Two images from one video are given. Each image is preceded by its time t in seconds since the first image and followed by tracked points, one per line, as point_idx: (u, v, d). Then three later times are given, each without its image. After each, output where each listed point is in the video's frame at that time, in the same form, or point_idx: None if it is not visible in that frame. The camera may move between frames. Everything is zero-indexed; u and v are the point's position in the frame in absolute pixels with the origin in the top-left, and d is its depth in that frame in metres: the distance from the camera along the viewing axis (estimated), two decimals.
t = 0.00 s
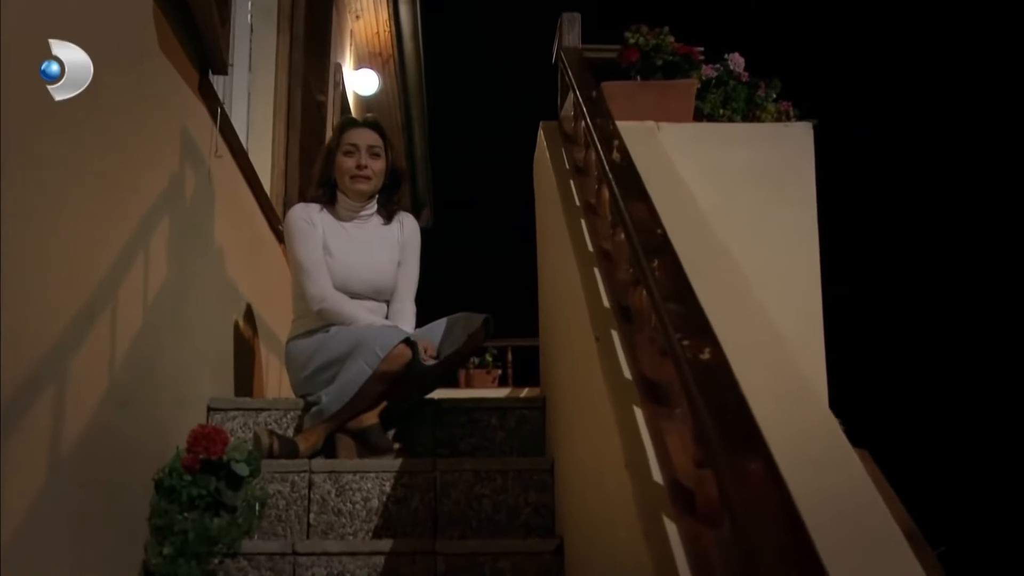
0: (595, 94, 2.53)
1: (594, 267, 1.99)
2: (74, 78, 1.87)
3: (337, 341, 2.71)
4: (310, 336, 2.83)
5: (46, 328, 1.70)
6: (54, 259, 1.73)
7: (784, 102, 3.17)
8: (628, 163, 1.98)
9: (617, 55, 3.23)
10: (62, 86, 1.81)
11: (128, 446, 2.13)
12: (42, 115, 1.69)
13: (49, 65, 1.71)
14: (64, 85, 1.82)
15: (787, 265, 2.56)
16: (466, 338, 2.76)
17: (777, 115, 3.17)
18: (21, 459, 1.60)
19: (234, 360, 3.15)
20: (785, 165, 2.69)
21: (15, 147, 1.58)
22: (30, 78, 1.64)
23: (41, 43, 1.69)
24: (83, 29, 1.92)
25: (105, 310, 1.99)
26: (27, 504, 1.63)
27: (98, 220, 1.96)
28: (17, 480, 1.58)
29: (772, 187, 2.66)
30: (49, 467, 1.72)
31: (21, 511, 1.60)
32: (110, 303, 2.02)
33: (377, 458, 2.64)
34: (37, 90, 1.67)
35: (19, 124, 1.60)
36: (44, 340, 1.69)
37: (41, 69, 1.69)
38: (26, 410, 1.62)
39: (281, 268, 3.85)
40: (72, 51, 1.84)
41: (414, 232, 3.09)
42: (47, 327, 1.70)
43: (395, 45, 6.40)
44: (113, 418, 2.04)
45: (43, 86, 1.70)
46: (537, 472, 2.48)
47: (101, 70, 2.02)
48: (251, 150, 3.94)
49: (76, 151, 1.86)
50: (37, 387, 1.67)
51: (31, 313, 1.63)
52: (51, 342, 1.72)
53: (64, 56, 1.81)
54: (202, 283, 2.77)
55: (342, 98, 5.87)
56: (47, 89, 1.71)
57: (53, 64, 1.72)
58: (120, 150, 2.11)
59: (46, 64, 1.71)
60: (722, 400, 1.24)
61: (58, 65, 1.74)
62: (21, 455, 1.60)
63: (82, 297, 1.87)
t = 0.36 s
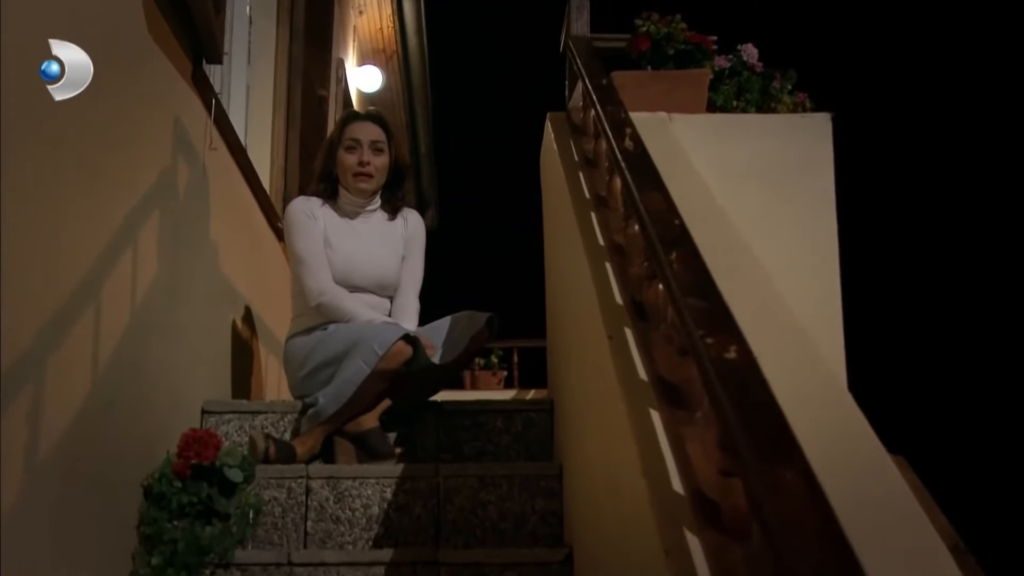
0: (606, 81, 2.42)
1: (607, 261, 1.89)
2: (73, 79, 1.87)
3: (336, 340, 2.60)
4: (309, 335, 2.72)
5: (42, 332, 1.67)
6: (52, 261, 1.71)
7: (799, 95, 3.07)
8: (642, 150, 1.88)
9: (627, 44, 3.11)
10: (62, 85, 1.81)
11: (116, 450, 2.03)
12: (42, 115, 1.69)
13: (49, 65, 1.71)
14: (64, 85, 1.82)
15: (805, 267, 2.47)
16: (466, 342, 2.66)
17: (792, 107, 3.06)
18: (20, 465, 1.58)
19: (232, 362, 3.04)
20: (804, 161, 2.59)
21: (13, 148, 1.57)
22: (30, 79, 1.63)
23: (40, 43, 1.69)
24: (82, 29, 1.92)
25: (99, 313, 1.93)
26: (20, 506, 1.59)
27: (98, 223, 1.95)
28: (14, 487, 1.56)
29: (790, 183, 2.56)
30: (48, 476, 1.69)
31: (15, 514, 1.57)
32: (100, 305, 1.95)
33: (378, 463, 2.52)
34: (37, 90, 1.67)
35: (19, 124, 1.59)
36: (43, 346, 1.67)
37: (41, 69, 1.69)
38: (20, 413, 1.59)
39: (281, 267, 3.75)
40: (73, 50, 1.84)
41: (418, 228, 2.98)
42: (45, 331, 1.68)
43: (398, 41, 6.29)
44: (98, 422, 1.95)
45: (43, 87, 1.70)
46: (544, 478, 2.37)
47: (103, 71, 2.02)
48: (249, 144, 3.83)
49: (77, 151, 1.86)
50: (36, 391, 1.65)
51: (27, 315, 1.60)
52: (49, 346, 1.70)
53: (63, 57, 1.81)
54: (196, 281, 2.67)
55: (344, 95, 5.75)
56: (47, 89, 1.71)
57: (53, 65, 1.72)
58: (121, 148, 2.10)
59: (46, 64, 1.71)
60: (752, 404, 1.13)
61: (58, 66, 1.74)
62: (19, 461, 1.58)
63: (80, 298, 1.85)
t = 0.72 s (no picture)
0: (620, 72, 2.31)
1: (627, 260, 1.78)
2: (73, 79, 1.80)
3: (338, 344, 2.49)
4: (310, 338, 2.61)
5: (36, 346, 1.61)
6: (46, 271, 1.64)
7: (819, 88, 2.95)
8: (660, 142, 1.77)
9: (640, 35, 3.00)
10: (62, 86, 1.74)
11: (103, 462, 1.93)
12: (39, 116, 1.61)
13: (49, 65, 1.64)
14: (63, 85, 1.75)
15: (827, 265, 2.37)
16: (474, 339, 2.55)
17: (811, 101, 2.95)
18: (11, 484, 1.51)
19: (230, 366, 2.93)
20: (827, 156, 2.48)
21: (13, 158, 1.50)
22: (29, 80, 1.57)
23: (41, 41, 1.62)
24: (85, 28, 1.85)
25: (91, 319, 1.85)
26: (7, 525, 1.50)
27: (98, 229, 1.88)
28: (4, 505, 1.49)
29: (811, 180, 2.46)
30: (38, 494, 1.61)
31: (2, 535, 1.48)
32: (93, 313, 1.87)
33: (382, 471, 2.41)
34: (37, 90, 1.60)
35: (18, 129, 1.52)
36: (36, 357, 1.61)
37: (41, 69, 1.62)
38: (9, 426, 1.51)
39: (282, 268, 3.64)
40: (72, 49, 1.76)
41: (424, 226, 2.87)
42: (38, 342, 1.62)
43: (404, 39, 6.18)
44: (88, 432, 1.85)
45: (43, 87, 1.63)
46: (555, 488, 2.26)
47: (103, 72, 1.95)
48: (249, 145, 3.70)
49: (76, 153, 1.78)
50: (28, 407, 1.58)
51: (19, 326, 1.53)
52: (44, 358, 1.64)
53: (63, 57, 1.74)
54: (192, 282, 2.56)
55: (349, 93, 5.65)
56: (47, 90, 1.64)
57: (53, 64, 1.65)
58: (120, 150, 2.04)
59: (46, 64, 1.64)
60: (792, 416, 1.02)
61: (59, 66, 1.67)
62: (11, 480, 1.51)
63: (74, 308, 1.77)
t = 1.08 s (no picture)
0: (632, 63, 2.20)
1: (643, 262, 1.67)
2: (74, 79, 1.79)
3: (340, 348, 2.38)
4: (309, 342, 2.50)
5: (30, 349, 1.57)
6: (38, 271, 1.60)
7: (838, 82, 2.85)
8: (679, 134, 1.66)
9: (652, 27, 2.89)
10: (62, 86, 1.73)
11: (92, 472, 1.84)
12: (37, 115, 1.60)
13: (49, 65, 1.64)
14: (64, 85, 1.74)
15: (850, 266, 2.27)
16: (484, 349, 2.44)
17: (830, 96, 2.84)
18: (6, 492, 1.47)
19: (227, 371, 2.83)
20: (849, 151, 2.38)
21: (8, 159, 1.48)
22: (29, 80, 1.56)
23: (40, 40, 1.61)
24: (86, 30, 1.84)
25: (84, 327, 1.81)
26: None
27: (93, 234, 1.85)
28: None
29: (833, 175, 2.36)
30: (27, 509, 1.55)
31: None
32: (86, 319, 1.82)
33: (384, 482, 2.31)
34: (37, 91, 1.59)
35: (19, 124, 1.53)
36: (31, 363, 1.58)
37: (41, 69, 1.61)
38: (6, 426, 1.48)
39: (282, 268, 3.55)
40: (73, 49, 1.76)
41: (429, 223, 2.76)
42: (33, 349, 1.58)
43: (409, 37, 6.09)
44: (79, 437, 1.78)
45: (43, 88, 1.63)
46: (565, 499, 2.16)
47: (103, 72, 1.94)
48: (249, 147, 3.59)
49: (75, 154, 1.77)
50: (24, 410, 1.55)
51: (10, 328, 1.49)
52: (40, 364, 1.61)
53: (64, 57, 1.73)
54: (186, 285, 2.45)
55: (353, 91, 5.56)
56: (47, 90, 1.63)
57: (53, 64, 1.64)
58: (119, 150, 2.01)
59: (46, 64, 1.63)
60: (836, 439, 0.91)
61: (59, 66, 1.66)
62: (6, 486, 1.47)
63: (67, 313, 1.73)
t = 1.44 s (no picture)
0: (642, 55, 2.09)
1: (656, 264, 1.56)
2: (73, 78, 1.78)
3: (335, 354, 2.27)
4: (304, 347, 2.40)
5: (23, 363, 1.54)
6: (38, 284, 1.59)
7: (854, 78, 2.77)
8: (693, 127, 1.55)
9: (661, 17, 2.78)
10: (62, 85, 1.72)
11: (77, 484, 1.76)
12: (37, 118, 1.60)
13: (49, 65, 1.63)
14: (64, 85, 1.73)
15: (869, 267, 2.16)
16: (485, 355, 2.33)
17: (845, 91, 2.75)
18: None
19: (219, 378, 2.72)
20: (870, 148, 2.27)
21: (8, 160, 1.48)
22: (30, 79, 1.56)
23: (40, 40, 1.61)
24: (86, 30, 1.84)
25: (76, 344, 1.76)
26: None
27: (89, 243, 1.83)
28: None
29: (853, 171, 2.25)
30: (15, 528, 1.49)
31: None
32: (76, 330, 1.77)
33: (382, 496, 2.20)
34: (37, 91, 1.59)
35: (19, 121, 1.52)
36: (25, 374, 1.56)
37: (41, 69, 1.61)
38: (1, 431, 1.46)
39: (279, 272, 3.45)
40: (73, 49, 1.75)
41: (428, 225, 2.65)
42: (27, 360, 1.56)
43: (411, 36, 5.97)
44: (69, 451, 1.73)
45: (43, 88, 1.62)
46: (571, 514, 2.06)
47: (103, 71, 1.93)
48: (247, 148, 3.49)
49: (75, 154, 1.76)
50: (17, 421, 1.52)
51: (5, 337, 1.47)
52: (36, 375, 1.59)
53: (63, 56, 1.72)
54: (176, 289, 2.35)
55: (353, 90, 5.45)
56: (47, 90, 1.63)
57: (53, 64, 1.64)
58: (107, 148, 1.93)
59: (46, 64, 1.62)
60: (883, 460, 0.81)
61: (59, 65, 1.66)
62: None
63: (59, 324, 1.70)
